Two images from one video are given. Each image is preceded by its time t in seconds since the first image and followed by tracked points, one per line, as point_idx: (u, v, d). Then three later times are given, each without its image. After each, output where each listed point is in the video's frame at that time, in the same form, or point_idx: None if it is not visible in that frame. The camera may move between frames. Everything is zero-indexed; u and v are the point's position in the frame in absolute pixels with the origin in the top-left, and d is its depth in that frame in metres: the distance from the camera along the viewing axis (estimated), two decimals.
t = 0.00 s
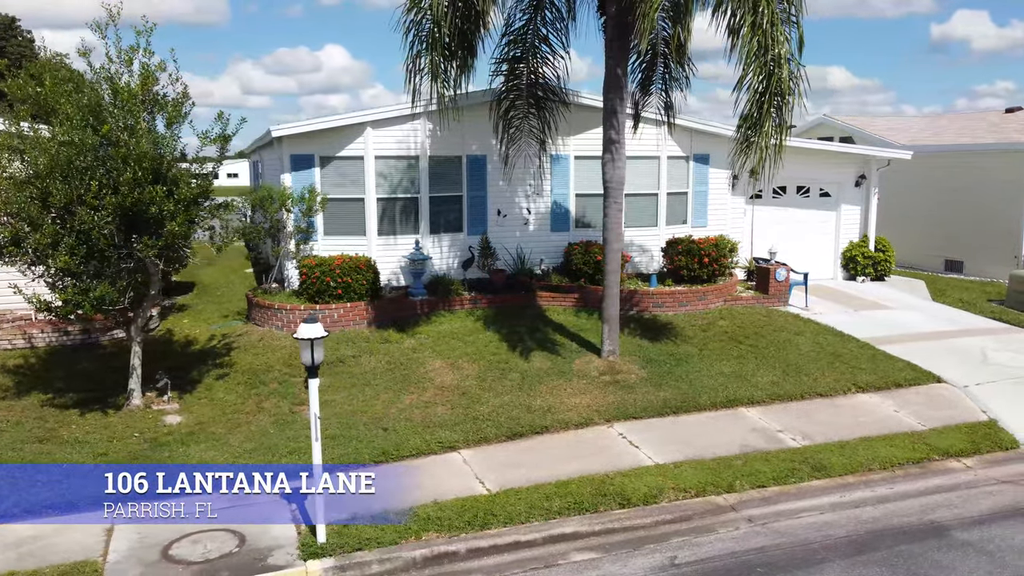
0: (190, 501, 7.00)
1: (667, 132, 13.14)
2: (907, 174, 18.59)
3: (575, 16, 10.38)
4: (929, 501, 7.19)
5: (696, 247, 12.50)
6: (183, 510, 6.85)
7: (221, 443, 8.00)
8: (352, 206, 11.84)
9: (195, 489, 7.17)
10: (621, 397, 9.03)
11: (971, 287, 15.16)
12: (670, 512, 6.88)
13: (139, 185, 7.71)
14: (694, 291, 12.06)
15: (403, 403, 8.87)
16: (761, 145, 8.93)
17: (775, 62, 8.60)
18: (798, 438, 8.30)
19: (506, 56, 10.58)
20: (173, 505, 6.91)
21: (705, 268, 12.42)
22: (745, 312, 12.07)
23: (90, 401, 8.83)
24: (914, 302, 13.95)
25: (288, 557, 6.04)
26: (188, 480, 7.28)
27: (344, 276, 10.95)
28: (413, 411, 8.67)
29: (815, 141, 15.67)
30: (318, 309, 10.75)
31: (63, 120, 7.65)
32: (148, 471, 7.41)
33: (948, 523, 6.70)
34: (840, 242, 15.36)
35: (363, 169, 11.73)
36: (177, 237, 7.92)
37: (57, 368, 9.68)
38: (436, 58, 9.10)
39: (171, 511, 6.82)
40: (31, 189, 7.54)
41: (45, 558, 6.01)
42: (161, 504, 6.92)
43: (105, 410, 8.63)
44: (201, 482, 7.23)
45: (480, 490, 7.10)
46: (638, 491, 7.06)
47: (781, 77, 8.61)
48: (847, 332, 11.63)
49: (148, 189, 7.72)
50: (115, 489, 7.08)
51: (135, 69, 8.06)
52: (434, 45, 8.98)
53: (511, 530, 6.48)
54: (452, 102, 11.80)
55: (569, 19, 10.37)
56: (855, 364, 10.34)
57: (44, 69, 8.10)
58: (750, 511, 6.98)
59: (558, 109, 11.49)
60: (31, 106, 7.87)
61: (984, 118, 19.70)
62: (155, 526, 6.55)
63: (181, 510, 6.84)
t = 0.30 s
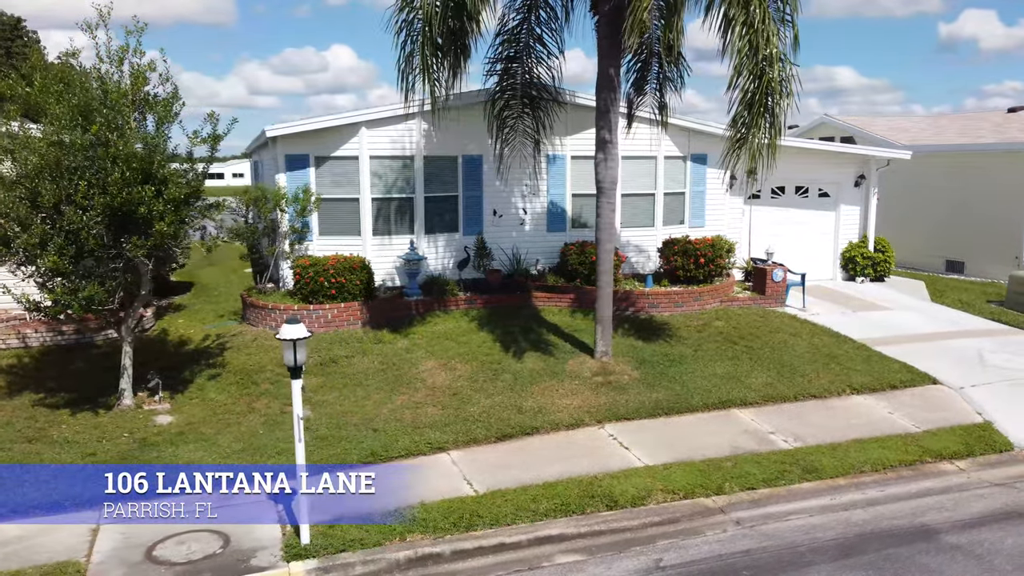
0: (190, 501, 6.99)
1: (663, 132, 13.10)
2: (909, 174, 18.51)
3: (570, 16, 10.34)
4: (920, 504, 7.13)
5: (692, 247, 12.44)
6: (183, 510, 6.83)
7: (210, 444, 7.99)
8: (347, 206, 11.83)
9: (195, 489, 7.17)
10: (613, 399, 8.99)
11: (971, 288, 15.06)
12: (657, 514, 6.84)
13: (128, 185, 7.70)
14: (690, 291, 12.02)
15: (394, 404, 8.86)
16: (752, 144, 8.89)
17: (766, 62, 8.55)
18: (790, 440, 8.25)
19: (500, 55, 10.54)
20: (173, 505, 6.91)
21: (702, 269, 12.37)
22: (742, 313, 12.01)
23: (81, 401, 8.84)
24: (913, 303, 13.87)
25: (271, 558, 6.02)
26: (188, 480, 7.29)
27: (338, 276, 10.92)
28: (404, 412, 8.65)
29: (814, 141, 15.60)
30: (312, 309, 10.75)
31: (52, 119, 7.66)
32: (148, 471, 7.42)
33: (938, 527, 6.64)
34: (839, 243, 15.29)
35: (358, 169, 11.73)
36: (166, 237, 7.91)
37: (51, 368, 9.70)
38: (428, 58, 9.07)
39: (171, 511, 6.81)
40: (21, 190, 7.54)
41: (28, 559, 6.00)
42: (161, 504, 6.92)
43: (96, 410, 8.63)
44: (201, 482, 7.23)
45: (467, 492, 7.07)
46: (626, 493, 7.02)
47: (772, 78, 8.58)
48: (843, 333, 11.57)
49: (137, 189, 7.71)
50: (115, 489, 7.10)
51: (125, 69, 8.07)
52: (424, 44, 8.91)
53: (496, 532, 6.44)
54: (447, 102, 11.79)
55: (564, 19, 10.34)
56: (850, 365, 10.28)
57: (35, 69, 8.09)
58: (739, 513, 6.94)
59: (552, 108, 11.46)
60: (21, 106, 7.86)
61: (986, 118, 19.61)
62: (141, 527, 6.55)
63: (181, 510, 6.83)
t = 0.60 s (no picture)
0: (190, 501, 6.96)
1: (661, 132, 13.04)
2: (911, 174, 18.41)
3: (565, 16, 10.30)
4: (911, 507, 7.06)
5: (689, 247, 12.38)
6: (183, 510, 6.81)
7: (200, 444, 7.97)
8: (342, 206, 11.81)
9: (195, 489, 7.14)
10: (605, 400, 8.95)
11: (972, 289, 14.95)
12: (645, 516, 6.78)
13: (117, 184, 7.68)
14: (686, 292, 11.96)
15: (385, 404, 8.83)
16: (744, 142, 8.85)
17: (758, 62, 8.52)
18: (782, 442, 8.19)
19: (495, 55, 10.50)
20: (173, 505, 6.89)
21: (698, 269, 12.30)
22: (738, 314, 11.94)
23: (73, 401, 8.83)
24: (912, 304, 13.79)
25: (254, 559, 6.00)
26: (188, 480, 7.27)
27: (332, 276, 10.88)
28: (395, 413, 8.62)
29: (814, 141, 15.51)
30: (306, 309, 10.73)
31: (42, 118, 7.68)
32: (148, 471, 7.42)
33: (929, 530, 6.57)
34: (839, 243, 15.19)
35: (353, 169, 11.71)
36: (155, 238, 7.89)
37: (44, 368, 9.70)
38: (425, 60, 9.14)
39: (171, 511, 6.79)
40: (10, 189, 7.54)
41: (12, 559, 5.99)
42: (161, 504, 6.91)
43: (86, 410, 8.63)
44: (201, 482, 7.21)
45: (455, 493, 7.03)
46: (615, 495, 6.97)
47: (763, 77, 8.55)
48: (841, 334, 11.50)
49: (126, 189, 7.70)
50: (115, 489, 7.09)
51: (116, 69, 8.07)
52: (415, 43, 8.85)
53: (481, 534, 6.40)
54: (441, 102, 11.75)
55: (559, 19, 10.30)
56: (846, 366, 10.21)
57: (25, 68, 8.08)
58: (728, 516, 6.88)
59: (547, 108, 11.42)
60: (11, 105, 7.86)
61: (990, 117, 19.48)
62: (126, 527, 6.53)
63: (181, 510, 6.81)
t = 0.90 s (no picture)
0: (190, 500, 6.95)
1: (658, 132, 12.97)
2: (913, 174, 18.29)
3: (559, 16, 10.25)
4: (903, 510, 6.98)
5: (685, 247, 12.31)
6: (179, 510, 6.80)
7: (188, 445, 7.94)
8: (336, 205, 11.78)
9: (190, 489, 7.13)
10: (597, 401, 8.89)
11: (973, 289, 14.82)
12: (632, 519, 6.73)
13: (105, 183, 7.65)
14: (682, 292, 11.88)
15: (375, 405, 8.79)
16: (737, 140, 8.80)
17: (751, 61, 8.48)
18: (774, 444, 8.12)
19: (489, 54, 10.46)
20: (168, 505, 6.88)
21: (695, 269, 12.22)
22: (735, 315, 11.85)
23: (63, 400, 8.82)
24: (912, 305, 13.69)
25: (235, 560, 5.97)
26: (188, 480, 7.26)
27: (326, 276, 10.84)
28: (385, 413, 8.58)
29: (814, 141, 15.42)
30: (300, 308, 10.70)
31: (32, 116, 7.68)
32: (140, 471, 7.40)
33: (919, 534, 6.49)
34: (839, 244, 15.09)
35: (347, 168, 11.67)
36: (144, 237, 7.85)
37: (36, 367, 9.69)
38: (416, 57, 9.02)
39: (166, 511, 6.78)
40: None
41: None
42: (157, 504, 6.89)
43: (76, 409, 8.62)
44: (197, 483, 7.20)
45: (442, 494, 6.99)
46: (602, 498, 6.91)
47: (756, 76, 8.50)
48: (838, 335, 11.40)
49: (115, 188, 7.67)
50: (111, 489, 7.08)
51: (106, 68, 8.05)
52: (403, 41, 8.77)
53: (466, 536, 6.35)
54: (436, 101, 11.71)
55: (554, 19, 10.25)
56: (842, 368, 10.12)
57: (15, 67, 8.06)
58: (716, 519, 6.82)
59: (542, 107, 11.38)
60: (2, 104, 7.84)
61: (993, 117, 19.34)
62: (110, 528, 6.51)
63: (176, 510, 6.80)
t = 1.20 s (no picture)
0: (175, 502, 6.93)
1: (654, 131, 12.90)
2: (915, 174, 18.17)
3: (553, 15, 10.21)
4: (893, 514, 6.90)
5: (681, 247, 12.23)
6: (162, 512, 6.77)
7: (175, 445, 7.92)
8: (331, 205, 11.75)
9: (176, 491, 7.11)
10: (588, 402, 8.83)
11: (975, 290, 14.70)
12: (619, 522, 6.67)
13: (91, 182, 7.62)
14: (678, 293, 11.81)
15: (365, 405, 8.75)
16: (729, 139, 8.74)
17: (743, 59, 8.43)
18: (765, 446, 8.05)
19: (483, 53, 10.42)
20: (154, 507, 6.85)
21: (691, 270, 12.14)
22: (731, 315, 11.77)
23: (53, 400, 8.81)
24: (912, 306, 13.59)
25: (216, 563, 5.94)
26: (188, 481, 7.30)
27: (319, 275, 10.80)
28: (374, 414, 8.54)
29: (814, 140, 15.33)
30: (292, 308, 10.67)
31: (19, 116, 7.65)
32: (126, 472, 7.38)
33: (908, 538, 6.42)
34: (839, 244, 14.99)
35: (342, 168, 11.64)
36: (131, 237, 7.81)
37: (27, 367, 9.68)
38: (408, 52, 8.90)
39: (151, 513, 6.75)
40: None
41: None
42: (142, 506, 6.87)
43: (66, 409, 8.61)
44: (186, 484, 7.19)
45: (427, 496, 6.94)
46: (589, 500, 6.86)
47: (748, 75, 8.46)
48: (835, 336, 11.32)
49: (101, 187, 7.65)
50: (96, 490, 7.06)
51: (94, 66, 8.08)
52: (389, 38, 8.71)
53: (449, 538, 6.31)
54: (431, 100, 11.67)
55: (547, 18, 10.21)
56: (837, 369, 10.04)
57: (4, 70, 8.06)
58: (704, 522, 6.75)
59: (536, 107, 11.33)
60: None
61: (996, 116, 19.20)
62: (93, 528, 6.48)
63: (160, 512, 6.77)
